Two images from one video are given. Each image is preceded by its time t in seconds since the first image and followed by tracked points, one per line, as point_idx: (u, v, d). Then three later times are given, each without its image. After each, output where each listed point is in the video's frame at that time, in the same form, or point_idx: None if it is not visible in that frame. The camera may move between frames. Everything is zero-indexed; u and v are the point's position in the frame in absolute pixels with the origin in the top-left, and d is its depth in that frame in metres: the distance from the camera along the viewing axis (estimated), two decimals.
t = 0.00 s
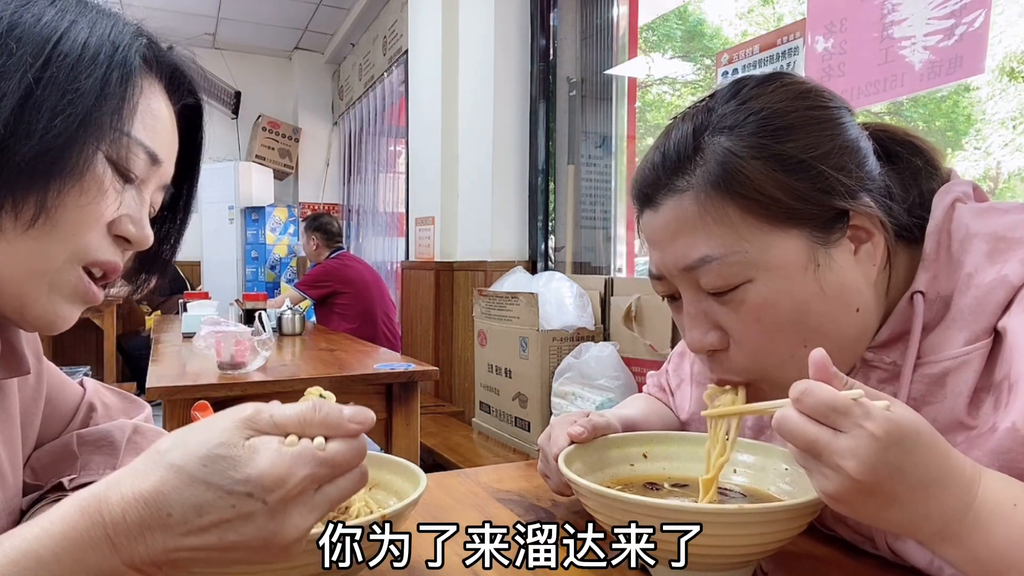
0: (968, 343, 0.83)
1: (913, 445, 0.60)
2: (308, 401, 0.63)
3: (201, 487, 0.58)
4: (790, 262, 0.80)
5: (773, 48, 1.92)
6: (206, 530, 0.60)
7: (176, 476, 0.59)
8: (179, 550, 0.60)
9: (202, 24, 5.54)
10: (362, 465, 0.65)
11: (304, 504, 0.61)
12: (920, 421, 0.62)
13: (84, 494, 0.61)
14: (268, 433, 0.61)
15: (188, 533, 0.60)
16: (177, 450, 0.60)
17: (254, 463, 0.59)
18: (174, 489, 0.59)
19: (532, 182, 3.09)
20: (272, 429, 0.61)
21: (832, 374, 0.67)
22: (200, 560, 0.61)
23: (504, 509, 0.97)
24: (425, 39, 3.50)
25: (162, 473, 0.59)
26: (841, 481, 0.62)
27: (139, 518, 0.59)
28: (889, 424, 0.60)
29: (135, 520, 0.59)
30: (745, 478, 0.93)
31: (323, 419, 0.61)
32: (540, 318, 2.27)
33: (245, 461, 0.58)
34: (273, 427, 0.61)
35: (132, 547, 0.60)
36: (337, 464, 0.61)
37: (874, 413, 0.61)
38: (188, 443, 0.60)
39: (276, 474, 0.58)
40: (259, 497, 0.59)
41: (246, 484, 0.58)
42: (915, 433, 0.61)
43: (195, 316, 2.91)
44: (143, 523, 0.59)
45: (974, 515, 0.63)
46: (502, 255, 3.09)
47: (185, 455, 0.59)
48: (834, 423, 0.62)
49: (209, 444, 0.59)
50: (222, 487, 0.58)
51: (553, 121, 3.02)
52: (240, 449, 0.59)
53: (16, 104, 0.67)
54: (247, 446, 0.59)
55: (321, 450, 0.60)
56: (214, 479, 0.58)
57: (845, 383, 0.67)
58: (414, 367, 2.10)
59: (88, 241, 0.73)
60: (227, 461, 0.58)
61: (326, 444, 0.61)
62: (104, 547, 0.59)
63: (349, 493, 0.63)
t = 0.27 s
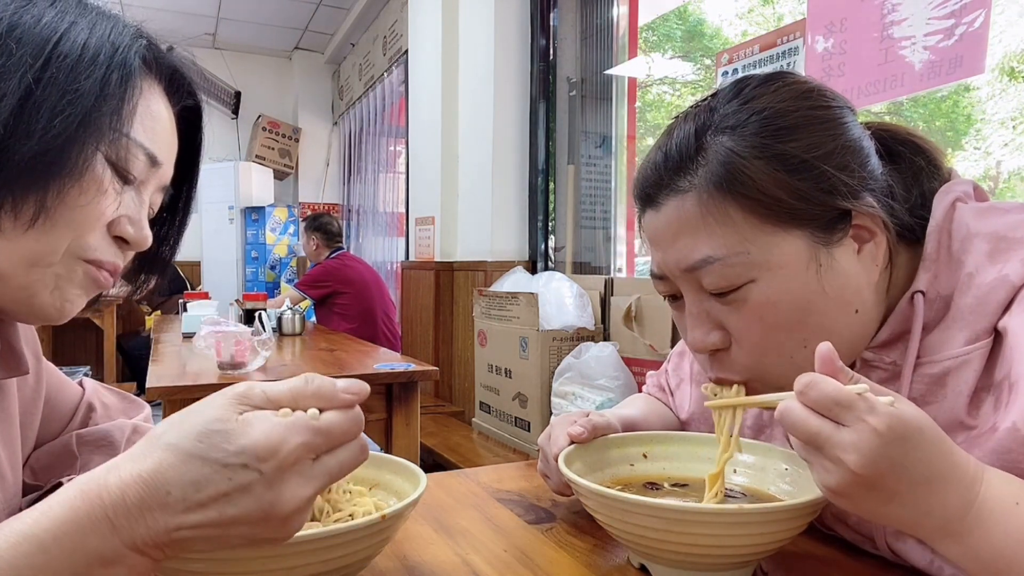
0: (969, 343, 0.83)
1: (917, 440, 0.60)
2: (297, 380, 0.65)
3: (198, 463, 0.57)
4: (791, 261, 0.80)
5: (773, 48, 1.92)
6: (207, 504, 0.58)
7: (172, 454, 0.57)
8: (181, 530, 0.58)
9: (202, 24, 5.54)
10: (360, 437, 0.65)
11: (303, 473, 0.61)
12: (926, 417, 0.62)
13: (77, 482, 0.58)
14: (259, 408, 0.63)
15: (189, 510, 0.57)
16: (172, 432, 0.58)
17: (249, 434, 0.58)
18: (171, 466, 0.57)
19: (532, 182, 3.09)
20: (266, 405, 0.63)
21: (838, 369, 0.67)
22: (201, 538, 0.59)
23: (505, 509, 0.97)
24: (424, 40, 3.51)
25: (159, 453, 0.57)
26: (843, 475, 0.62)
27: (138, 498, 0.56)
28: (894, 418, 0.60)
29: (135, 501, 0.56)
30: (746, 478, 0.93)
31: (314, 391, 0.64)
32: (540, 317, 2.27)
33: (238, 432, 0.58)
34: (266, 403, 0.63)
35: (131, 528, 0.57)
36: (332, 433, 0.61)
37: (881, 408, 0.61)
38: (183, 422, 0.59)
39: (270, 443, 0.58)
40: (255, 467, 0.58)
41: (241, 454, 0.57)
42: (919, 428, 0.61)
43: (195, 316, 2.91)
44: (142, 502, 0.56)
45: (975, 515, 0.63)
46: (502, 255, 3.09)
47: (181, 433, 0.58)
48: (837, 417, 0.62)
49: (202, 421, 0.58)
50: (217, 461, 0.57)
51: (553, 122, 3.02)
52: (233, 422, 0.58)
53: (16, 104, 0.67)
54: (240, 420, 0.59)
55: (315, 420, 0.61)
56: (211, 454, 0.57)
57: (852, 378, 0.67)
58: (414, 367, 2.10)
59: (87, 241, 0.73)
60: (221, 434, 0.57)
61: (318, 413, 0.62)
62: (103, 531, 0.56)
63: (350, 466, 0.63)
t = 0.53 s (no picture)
0: (970, 343, 0.83)
1: (918, 438, 0.61)
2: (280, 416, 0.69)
3: (184, 456, 0.56)
4: (793, 261, 0.80)
5: (773, 48, 1.92)
6: (191, 496, 0.55)
7: (161, 451, 0.57)
8: (163, 527, 0.55)
9: (202, 24, 5.53)
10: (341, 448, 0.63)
11: (288, 464, 0.58)
12: (926, 416, 0.62)
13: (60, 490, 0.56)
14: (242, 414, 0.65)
15: (170, 504, 0.55)
16: (159, 439, 0.59)
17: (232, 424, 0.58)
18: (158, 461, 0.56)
19: (532, 182, 3.09)
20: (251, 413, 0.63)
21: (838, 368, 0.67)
22: (182, 539, 0.55)
23: (505, 509, 0.97)
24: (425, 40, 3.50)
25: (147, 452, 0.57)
26: (843, 474, 0.62)
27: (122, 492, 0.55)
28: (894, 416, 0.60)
29: (119, 494, 0.55)
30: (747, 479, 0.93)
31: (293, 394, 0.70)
32: (540, 318, 2.27)
33: (222, 424, 0.58)
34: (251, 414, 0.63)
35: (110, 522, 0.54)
36: (314, 422, 0.61)
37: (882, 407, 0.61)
38: (171, 427, 0.59)
39: (251, 427, 0.57)
40: (239, 450, 0.56)
41: (228, 440, 0.57)
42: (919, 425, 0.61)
43: (195, 316, 2.91)
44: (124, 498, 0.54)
45: (976, 514, 0.63)
46: (502, 255, 3.09)
47: (170, 433, 0.58)
48: (838, 417, 0.62)
49: (191, 419, 0.59)
50: (202, 450, 0.56)
51: (553, 122, 3.02)
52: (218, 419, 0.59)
53: (18, 105, 0.67)
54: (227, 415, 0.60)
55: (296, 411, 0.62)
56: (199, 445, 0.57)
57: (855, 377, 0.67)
58: (414, 367, 2.10)
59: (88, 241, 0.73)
60: (206, 427, 0.58)
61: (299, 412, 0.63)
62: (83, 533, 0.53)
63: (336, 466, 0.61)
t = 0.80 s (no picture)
0: (970, 342, 0.83)
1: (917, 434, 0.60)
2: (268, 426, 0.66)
3: (160, 472, 0.54)
4: (793, 261, 0.80)
5: (773, 48, 1.92)
6: (164, 514, 0.54)
7: (134, 462, 0.55)
8: (130, 545, 0.54)
9: (202, 24, 5.53)
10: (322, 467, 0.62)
11: (265, 491, 0.58)
12: (925, 415, 0.62)
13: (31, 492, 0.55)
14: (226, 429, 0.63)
15: (140, 521, 0.54)
16: (139, 447, 0.56)
17: (213, 444, 0.56)
18: (129, 473, 0.54)
19: (532, 182, 3.09)
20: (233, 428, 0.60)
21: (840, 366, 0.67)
22: (148, 556, 0.55)
23: (505, 509, 0.97)
24: (425, 40, 3.51)
25: (121, 462, 0.55)
26: (839, 471, 0.62)
27: (90, 502, 0.53)
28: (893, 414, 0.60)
29: (88, 505, 0.53)
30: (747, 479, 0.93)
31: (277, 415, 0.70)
32: (540, 318, 2.27)
33: (202, 443, 0.56)
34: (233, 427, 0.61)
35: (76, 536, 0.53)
36: (297, 447, 0.59)
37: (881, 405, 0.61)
38: (150, 436, 0.57)
39: (235, 449, 0.56)
40: (221, 475, 0.55)
41: (206, 462, 0.55)
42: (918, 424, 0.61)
43: (195, 316, 2.91)
44: (92, 510, 0.53)
45: (976, 513, 0.63)
46: (502, 255, 3.09)
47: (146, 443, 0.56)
48: (835, 414, 0.62)
49: (168, 430, 0.57)
50: (181, 469, 0.55)
51: (554, 122, 3.02)
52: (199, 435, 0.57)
53: (15, 106, 0.67)
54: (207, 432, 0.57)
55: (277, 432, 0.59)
56: (175, 461, 0.55)
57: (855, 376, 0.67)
58: (413, 367, 2.10)
59: (86, 242, 0.73)
60: (186, 444, 0.56)
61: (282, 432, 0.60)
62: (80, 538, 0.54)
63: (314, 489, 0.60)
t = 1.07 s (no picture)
0: (970, 342, 0.83)
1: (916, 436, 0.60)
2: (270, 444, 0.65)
3: (157, 494, 0.56)
4: (796, 259, 0.80)
5: (773, 48, 1.92)
6: (161, 537, 0.55)
7: (134, 488, 0.56)
8: (132, 567, 0.55)
9: (202, 25, 5.54)
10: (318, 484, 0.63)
11: (261, 507, 0.58)
12: (925, 417, 0.62)
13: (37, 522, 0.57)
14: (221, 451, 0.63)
15: (141, 543, 0.55)
16: (137, 471, 0.58)
17: (206, 465, 0.57)
18: (130, 498, 0.56)
19: (532, 182, 3.09)
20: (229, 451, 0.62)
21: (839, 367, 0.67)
22: None
23: (504, 509, 0.97)
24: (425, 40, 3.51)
25: (122, 488, 0.57)
26: (840, 472, 0.62)
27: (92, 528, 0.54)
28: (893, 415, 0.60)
29: (88, 532, 0.54)
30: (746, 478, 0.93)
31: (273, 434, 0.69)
32: (540, 318, 2.27)
33: (195, 465, 0.57)
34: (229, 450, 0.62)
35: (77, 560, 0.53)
36: (288, 466, 0.60)
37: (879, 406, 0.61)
38: (149, 461, 0.59)
39: (227, 469, 0.57)
40: (215, 493, 0.56)
41: (200, 482, 0.56)
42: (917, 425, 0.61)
43: (195, 316, 2.91)
44: (93, 534, 0.54)
45: (976, 514, 0.63)
46: (502, 255, 3.09)
47: (145, 467, 0.58)
48: (836, 415, 0.62)
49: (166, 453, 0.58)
50: (176, 490, 0.56)
51: (553, 122, 3.02)
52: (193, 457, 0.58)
53: (12, 107, 0.67)
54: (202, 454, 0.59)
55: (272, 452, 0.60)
56: (172, 484, 0.56)
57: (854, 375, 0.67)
58: (414, 367, 2.10)
59: (83, 243, 0.73)
60: (180, 465, 0.57)
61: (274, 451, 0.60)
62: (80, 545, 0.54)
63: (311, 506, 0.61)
